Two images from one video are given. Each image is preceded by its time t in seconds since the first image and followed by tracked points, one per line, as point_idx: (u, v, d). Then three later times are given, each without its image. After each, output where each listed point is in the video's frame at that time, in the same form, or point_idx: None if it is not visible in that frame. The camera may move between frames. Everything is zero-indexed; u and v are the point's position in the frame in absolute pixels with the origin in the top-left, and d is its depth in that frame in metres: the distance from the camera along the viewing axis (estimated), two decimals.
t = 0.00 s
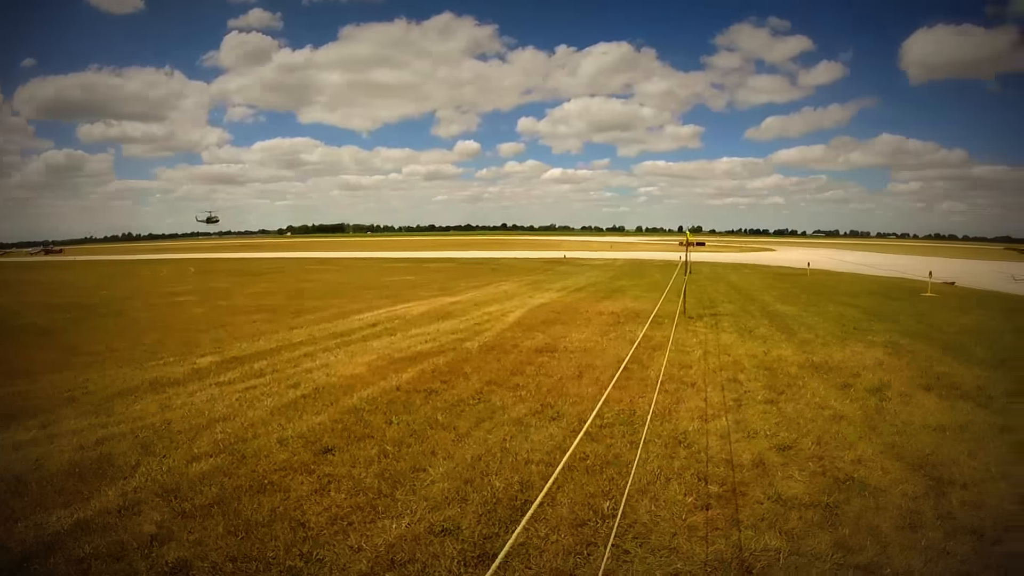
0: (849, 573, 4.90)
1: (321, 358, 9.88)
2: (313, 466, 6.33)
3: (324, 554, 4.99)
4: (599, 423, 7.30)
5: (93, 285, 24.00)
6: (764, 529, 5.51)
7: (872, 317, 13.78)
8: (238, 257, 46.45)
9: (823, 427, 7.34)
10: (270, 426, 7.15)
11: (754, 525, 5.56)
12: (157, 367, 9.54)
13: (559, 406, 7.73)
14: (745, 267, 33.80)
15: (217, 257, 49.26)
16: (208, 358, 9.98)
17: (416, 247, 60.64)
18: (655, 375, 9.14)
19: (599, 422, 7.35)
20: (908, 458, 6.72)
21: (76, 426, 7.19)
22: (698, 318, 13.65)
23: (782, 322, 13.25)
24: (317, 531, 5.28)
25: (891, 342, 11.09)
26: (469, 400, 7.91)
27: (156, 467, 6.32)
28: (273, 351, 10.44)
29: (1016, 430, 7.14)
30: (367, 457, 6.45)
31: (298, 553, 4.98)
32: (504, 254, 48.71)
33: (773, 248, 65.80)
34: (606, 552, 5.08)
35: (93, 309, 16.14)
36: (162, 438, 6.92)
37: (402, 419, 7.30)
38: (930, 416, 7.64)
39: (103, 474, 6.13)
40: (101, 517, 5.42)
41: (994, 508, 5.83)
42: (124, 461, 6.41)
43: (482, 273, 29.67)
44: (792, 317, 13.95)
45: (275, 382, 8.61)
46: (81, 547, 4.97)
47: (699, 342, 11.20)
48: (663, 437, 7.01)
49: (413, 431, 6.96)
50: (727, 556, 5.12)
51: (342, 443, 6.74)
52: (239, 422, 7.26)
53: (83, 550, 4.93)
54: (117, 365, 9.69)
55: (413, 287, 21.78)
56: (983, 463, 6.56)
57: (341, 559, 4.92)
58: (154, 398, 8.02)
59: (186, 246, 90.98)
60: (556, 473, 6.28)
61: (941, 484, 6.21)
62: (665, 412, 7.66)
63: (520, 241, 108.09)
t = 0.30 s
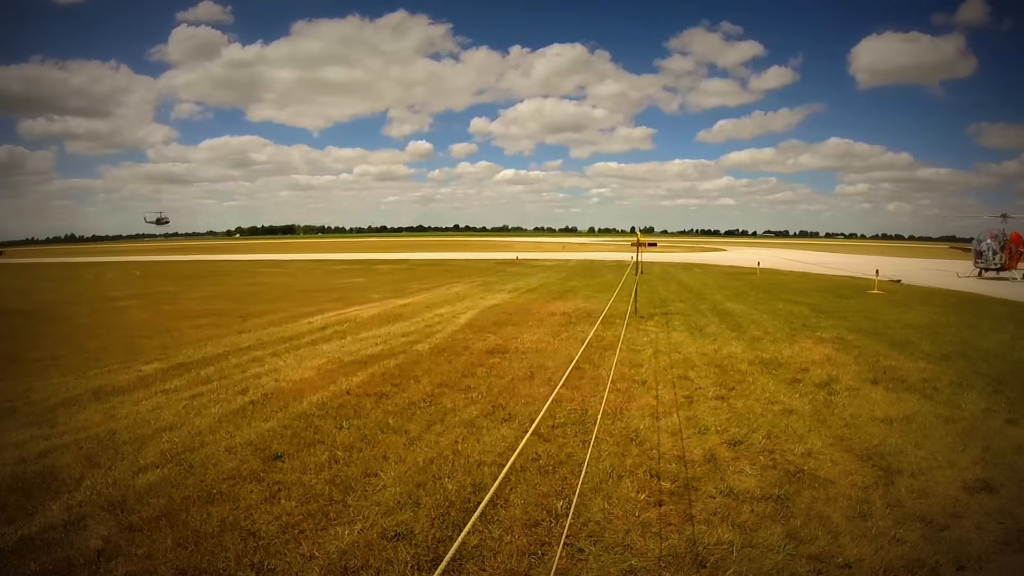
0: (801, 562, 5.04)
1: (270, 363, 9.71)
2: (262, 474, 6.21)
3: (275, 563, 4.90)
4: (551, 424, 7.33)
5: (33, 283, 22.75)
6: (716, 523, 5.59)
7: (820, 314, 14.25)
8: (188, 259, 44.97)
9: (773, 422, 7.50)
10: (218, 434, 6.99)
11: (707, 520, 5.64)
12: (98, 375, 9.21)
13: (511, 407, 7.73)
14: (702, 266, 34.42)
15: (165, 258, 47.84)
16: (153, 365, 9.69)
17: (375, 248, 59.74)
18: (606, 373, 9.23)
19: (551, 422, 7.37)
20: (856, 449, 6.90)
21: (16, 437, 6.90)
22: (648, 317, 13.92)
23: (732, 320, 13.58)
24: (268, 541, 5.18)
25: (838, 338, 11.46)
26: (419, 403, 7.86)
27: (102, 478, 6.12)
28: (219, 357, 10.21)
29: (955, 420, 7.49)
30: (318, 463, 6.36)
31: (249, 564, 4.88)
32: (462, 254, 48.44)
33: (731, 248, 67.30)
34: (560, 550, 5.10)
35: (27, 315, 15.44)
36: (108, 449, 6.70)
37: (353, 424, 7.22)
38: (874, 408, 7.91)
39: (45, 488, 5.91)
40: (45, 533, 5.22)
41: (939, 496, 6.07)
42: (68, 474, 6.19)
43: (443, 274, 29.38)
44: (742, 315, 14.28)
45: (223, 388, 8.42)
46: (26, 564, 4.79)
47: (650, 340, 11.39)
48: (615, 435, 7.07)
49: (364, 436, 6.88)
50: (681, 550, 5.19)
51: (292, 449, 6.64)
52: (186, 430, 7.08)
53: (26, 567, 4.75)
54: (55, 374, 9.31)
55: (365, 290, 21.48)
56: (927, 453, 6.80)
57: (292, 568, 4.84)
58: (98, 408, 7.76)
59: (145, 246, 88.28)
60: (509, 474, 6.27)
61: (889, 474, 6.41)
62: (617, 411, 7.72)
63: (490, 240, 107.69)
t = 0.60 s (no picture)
0: (761, 558, 5.12)
1: (228, 366, 9.70)
2: (221, 477, 6.20)
3: (234, 565, 4.91)
4: (510, 423, 7.36)
5: None
6: (675, 520, 5.63)
7: (779, 312, 14.56)
8: (152, 263, 44.17)
9: (731, 418, 7.59)
10: (176, 438, 6.97)
11: (666, 517, 5.68)
12: (54, 380, 9.10)
13: (469, 407, 7.77)
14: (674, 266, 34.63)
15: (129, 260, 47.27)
16: (111, 370, 9.59)
17: (346, 250, 59.29)
18: (564, 373, 9.31)
19: (509, 421, 7.41)
20: (815, 445, 6.97)
21: None
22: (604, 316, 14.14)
23: (690, 318, 13.80)
24: (227, 543, 5.18)
25: (794, 335, 11.72)
26: (378, 404, 7.87)
27: (59, 483, 6.08)
28: (177, 362, 10.17)
29: (914, 415, 7.65)
30: (276, 465, 6.36)
31: (208, 566, 4.88)
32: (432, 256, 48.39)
33: (710, 247, 67.92)
34: (519, 549, 5.13)
35: None
36: (66, 454, 6.64)
37: (312, 426, 7.23)
38: (833, 404, 8.04)
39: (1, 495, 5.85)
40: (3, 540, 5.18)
41: (897, 491, 6.19)
42: (25, 480, 6.14)
43: (416, 275, 29.18)
44: (699, 313, 14.55)
45: (180, 392, 8.39)
46: None
47: (608, 339, 11.54)
48: (574, 434, 7.11)
49: (322, 438, 6.89)
50: (640, 548, 5.23)
51: (251, 451, 6.64)
52: (144, 435, 7.06)
53: None
54: (10, 380, 9.16)
55: (324, 292, 21.49)
56: (886, 448, 6.91)
57: (251, 571, 4.84)
58: (56, 413, 7.69)
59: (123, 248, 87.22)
60: (468, 474, 6.29)
61: (848, 469, 6.49)
62: (576, 410, 7.78)
63: (474, 240, 107.31)
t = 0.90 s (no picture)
0: (726, 556, 5.16)
1: (192, 369, 9.67)
2: (185, 480, 6.17)
3: (197, 568, 4.87)
4: (474, 424, 7.38)
5: None
6: (640, 518, 5.64)
7: (744, 311, 14.80)
8: (121, 265, 43.44)
9: (695, 417, 7.65)
10: (140, 442, 6.95)
11: (630, 516, 5.68)
12: (15, 385, 8.97)
13: (433, 408, 7.79)
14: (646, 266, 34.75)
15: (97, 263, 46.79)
16: (74, 375, 9.47)
17: (321, 252, 58.79)
18: (529, 373, 9.36)
19: (474, 422, 7.42)
20: (780, 443, 7.02)
21: None
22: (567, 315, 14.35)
23: (652, 317, 14.01)
24: (191, 546, 5.14)
25: (757, 334, 11.91)
26: (342, 405, 7.88)
27: (21, 488, 6.03)
28: (139, 365, 10.13)
29: (878, 412, 7.78)
30: (240, 467, 6.34)
31: (172, 570, 4.83)
32: (406, 257, 48.31)
33: (690, 246, 68.68)
34: (483, 549, 5.11)
35: None
36: (29, 459, 6.58)
37: (276, 428, 7.23)
38: (797, 402, 8.13)
39: None
40: None
41: (861, 488, 6.26)
42: None
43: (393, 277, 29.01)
44: (663, 312, 14.72)
45: (143, 396, 8.36)
46: None
47: (572, 339, 11.67)
48: (539, 435, 7.12)
49: (286, 440, 6.89)
50: (605, 547, 5.23)
51: (214, 454, 6.62)
52: (107, 438, 7.03)
53: None
54: None
55: (287, 294, 21.52)
56: (850, 445, 6.97)
57: (214, 573, 4.79)
58: (17, 418, 7.62)
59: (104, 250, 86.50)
60: (433, 475, 6.25)
61: (813, 467, 6.54)
62: (541, 410, 7.79)
63: (461, 241, 106.88)
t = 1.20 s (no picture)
0: (688, 553, 5.18)
1: (155, 372, 9.61)
2: (147, 484, 6.09)
3: (159, 572, 4.76)
4: (438, 424, 7.36)
5: None
6: (603, 517, 5.60)
7: (709, 309, 15.01)
8: (90, 266, 42.53)
9: (659, 415, 7.70)
10: (103, 445, 6.90)
11: (593, 514, 5.64)
12: None
13: (396, 408, 7.80)
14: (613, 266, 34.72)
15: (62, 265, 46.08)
16: (36, 379, 9.31)
17: (294, 254, 58.29)
18: (494, 373, 9.38)
19: (438, 422, 7.40)
20: (742, 441, 7.08)
21: None
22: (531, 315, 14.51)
23: (614, 316, 14.17)
24: (153, 550, 5.03)
25: (721, 332, 12.09)
26: (306, 407, 7.86)
27: None
28: (101, 369, 10.02)
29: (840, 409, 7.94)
30: (203, 470, 6.28)
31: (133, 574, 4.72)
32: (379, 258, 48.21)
33: (668, 245, 69.52)
34: (446, 549, 4.99)
35: None
36: None
37: (238, 430, 7.21)
38: (760, 400, 8.24)
39: None
40: None
41: (823, 484, 6.32)
42: None
43: (370, 278, 28.79)
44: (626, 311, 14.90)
45: (105, 399, 8.32)
46: None
47: (537, 338, 11.75)
48: (503, 434, 7.11)
49: (249, 442, 6.86)
50: (568, 545, 5.20)
51: (176, 457, 6.58)
52: (70, 442, 6.97)
53: None
54: None
55: (252, 296, 21.43)
56: (813, 442, 7.05)
57: None
58: None
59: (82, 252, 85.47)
60: (396, 475, 6.18)
61: (776, 463, 6.60)
62: (505, 410, 7.80)
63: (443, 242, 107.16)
